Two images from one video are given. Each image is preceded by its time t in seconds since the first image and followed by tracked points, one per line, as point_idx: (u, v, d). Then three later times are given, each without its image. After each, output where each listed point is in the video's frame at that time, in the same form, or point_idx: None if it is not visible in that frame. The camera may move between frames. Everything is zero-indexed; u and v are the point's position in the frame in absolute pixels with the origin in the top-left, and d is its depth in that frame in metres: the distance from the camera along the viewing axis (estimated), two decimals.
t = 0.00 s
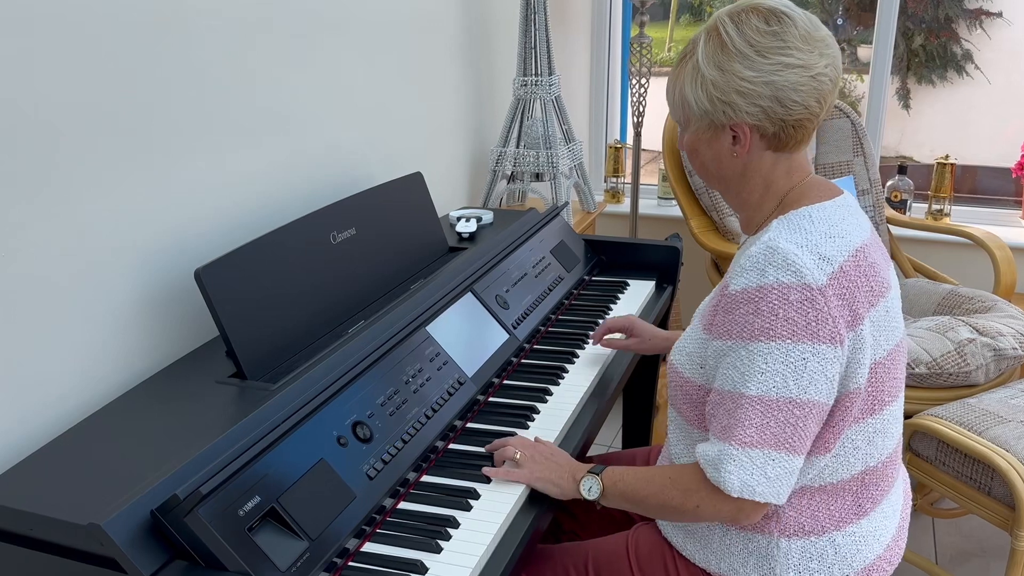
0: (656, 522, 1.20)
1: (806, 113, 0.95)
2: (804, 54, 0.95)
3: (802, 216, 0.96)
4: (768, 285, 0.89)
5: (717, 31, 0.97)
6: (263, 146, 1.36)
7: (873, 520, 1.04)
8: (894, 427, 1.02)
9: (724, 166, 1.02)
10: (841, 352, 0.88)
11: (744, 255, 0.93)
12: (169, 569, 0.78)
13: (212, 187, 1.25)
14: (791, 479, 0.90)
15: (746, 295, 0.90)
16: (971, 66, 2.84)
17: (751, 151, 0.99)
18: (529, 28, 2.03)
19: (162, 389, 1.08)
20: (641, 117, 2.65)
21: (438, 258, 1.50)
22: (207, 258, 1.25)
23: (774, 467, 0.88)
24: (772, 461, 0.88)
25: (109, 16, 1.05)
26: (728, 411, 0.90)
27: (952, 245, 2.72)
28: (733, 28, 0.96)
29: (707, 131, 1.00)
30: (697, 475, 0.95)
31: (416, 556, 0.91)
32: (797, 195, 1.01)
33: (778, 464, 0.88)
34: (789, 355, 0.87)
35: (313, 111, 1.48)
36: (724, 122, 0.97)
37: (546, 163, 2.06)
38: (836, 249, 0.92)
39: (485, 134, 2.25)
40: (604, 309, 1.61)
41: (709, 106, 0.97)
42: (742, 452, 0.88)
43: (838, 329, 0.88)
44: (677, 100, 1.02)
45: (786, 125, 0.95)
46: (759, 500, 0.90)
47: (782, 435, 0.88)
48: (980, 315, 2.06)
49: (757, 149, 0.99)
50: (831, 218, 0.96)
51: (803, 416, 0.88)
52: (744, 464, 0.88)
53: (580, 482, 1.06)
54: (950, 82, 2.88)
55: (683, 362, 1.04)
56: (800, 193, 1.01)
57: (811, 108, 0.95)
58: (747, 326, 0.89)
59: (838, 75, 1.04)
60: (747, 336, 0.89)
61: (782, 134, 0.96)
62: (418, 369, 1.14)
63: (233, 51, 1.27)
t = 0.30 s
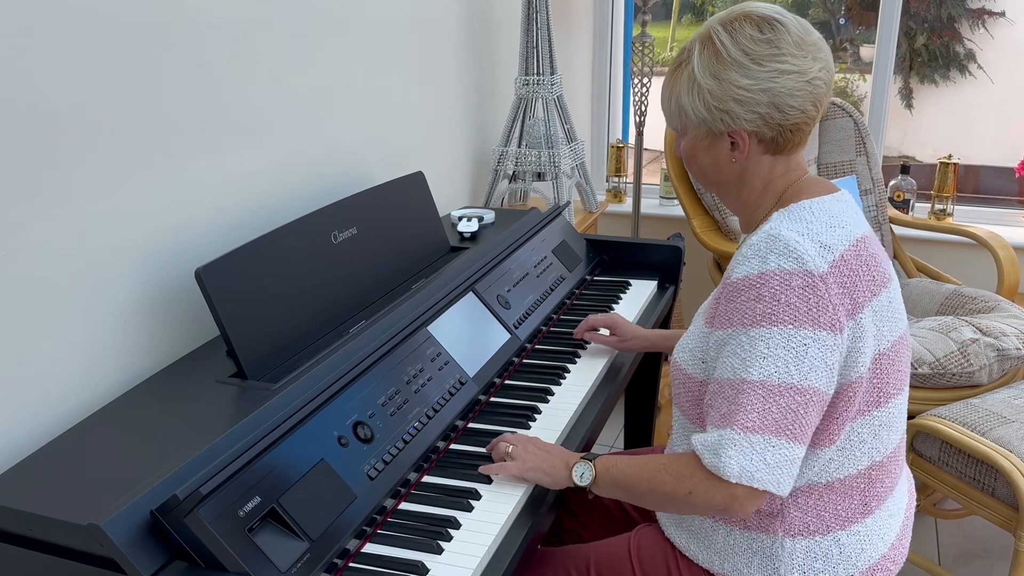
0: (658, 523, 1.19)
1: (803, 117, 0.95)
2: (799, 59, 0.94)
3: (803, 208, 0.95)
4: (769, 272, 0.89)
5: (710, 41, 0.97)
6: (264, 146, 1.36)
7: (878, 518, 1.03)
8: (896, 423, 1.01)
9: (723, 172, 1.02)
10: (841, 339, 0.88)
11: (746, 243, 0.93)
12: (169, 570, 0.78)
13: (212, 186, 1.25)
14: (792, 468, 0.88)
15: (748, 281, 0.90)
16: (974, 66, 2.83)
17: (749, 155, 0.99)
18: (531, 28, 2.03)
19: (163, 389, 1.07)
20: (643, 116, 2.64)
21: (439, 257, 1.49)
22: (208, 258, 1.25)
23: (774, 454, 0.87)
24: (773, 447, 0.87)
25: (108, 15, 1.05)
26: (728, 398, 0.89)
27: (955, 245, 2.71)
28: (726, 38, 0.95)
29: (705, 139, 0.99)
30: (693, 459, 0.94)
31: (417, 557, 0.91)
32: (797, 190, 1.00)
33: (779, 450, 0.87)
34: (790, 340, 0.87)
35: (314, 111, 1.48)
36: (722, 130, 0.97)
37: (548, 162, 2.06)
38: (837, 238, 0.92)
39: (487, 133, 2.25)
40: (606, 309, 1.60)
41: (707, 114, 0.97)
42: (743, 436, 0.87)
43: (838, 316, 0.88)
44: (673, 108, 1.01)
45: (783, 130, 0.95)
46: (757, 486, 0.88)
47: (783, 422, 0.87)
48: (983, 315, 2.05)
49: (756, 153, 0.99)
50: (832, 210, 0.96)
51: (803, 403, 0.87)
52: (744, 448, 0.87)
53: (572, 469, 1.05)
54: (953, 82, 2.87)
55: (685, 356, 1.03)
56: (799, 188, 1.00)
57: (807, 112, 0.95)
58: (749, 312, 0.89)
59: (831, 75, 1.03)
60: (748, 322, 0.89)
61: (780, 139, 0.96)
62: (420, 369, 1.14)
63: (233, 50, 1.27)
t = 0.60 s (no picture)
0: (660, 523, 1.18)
1: (803, 113, 0.95)
2: (798, 56, 0.94)
3: (804, 195, 0.95)
4: (768, 253, 0.89)
5: (710, 40, 0.96)
6: (264, 145, 1.36)
7: (877, 509, 1.03)
8: (896, 413, 1.01)
9: (724, 167, 1.01)
10: (838, 321, 0.88)
11: (748, 227, 0.94)
12: (168, 569, 0.78)
13: (212, 186, 1.25)
14: (788, 447, 0.87)
15: (747, 263, 0.90)
16: (976, 65, 2.82)
17: (750, 152, 0.99)
18: (532, 26, 2.02)
19: (163, 389, 1.07)
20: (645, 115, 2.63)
21: (440, 256, 1.49)
22: (208, 257, 1.25)
23: (770, 433, 0.86)
24: (769, 427, 0.86)
25: (108, 15, 1.05)
26: (726, 378, 0.89)
27: (957, 244, 2.71)
28: (726, 37, 0.94)
29: (707, 137, 0.99)
30: (692, 443, 0.93)
31: (418, 557, 0.90)
32: (797, 181, 0.99)
33: (774, 430, 0.86)
34: (787, 320, 0.86)
35: (315, 110, 1.48)
36: (723, 128, 0.96)
37: (550, 161, 2.05)
38: (836, 224, 0.92)
39: (488, 132, 2.24)
40: (608, 308, 1.60)
41: (708, 113, 0.96)
42: (740, 414, 0.86)
43: (835, 298, 0.88)
44: (673, 107, 1.01)
45: (784, 126, 0.95)
46: (753, 465, 0.87)
47: (780, 401, 0.86)
48: (986, 314, 2.04)
49: (757, 149, 0.98)
50: (831, 198, 0.95)
51: (799, 383, 0.87)
52: (740, 426, 0.86)
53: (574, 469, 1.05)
54: (955, 81, 2.86)
55: (685, 344, 1.03)
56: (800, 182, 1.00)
57: (807, 108, 0.95)
58: (747, 292, 0.89)
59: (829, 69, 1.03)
60: (746, 302, 0.89)
61: (780, 134, 0.96)
62: (421, 368, 1.14)
63: (233, 49, 1.26)
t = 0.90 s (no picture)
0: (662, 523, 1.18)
1: (803, 112, 0.95)
2: (795, 56, 0.94)
3: (806, 185, 0.95)
4: (770, 240, 0.89)
5: (707, 43, 0.95)
6: (265, 144, 1.35)
7: (879, 502, 1.02)
8: (898, 406, 1.01)
9: (725, 168, 1.01)
10: (839, 308, 0.88)
11: (749, 215, 0.93)
12: (168, 569, 0.77)
13: (212, 185, 1.25)
14: (789, 433, 0.87)
15: (749, 251, 0.90)
16: (978, 65, 2.82)
17: (751, 152, 0.98)
18: (534, 26, 2.02)
19: (163, 388, 1.07)
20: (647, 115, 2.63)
21: (441, 256, 1.49)
22: (209, 257, 1.24)
23: (772, 417, 0.85)
24: (770, 411, 0.85)
25: (108, 14, 1.04)
26: (727, 364, 0.88)
27: (959, 245, 2.70)
28: (723, 39, 0.94)
29: (707, 138, 0.99)
30: (694, 429, 0.93)
31: (419, 558, 0.90)
32: (797, 177, 0.99)
33: (776, 414, 0.85)
34: (789, 305, 0.86)
35: (316, 109, 1.47)
36: (724, 129, 0.96)
37: (551, 161, 2.05)
38: (837, 212, 0.92)
39: (490, 132, 2.24)
40: (609, 308, 1.59)
41: (708, 115, 0.96)
42: (741, 397, 0.86)
43: (835, 285, 0.87)
44: (673, 110, 1.00)
45: (784, 125, 0.95)
46: (756, 450, 0.86)
47: (781, 385, 0.86)
48: (988, 314, 2.04)
49: (757, 149, 0.98)
50: (832, 188, 0.95)
51: (801, 367, 0.86)
52: (742, 410, 0.85)
53: (575, 465, 1.06)
54: (957, 81, 2.86)
55: (688, 337, 1.03)
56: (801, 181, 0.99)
57: (806, 106, 0.95)
58: (749, 279, 0.88)
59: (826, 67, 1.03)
60: (748, 289, 0.88)
61: (781, 133, 0.96)
62: (422, 368, 1.13)
63: (234, 48, 1.26)
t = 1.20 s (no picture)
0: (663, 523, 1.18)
1: (802, 107, 0.94)
2: (792, 51, 0.93)
3: (804, 185, 0.94)
4: (768, 239, 0.88)
5: (705, 40, 0.95)
6: (265, 143, 1.35)
7: (881, 501, 1.02)
8: (899, 404, 1.00)
9: (725, 166, 1.00)
10: (838, 306, 0.88)
11: (748, 215, 0.93)
12: (167, 569, 0.77)
13: (212, 185, 1.24)
14: (790, 432, 0.86)
15: (747, 250, 0.89)
16: (980, 65, 2.81)
17: (750, 149, 0.98)
18: (535, 25, 2.01)
19: (163, 387, 1.07)
20: (648, 114, 2.62)
21: (442, 256, 1.48)
22: (209, 256, 1.24)
23: (773, 417, 0.85)
24: (771, 411, 0.85)
25: (108, 13, 1.04)
26: (727, 363, 0.88)
27: (961, 245, 2.70)
28: (721, 36, 0.94)
29: (707, 136, 0.98)
30: (695, 432, 0.93)
31: (419, 558, 0.90)
32: (796, 175, 0.98)
33: (777, 414, 0.85)
34: (788, 304, 0.85)
35: (316, 109, 1.47)
36: (723, 127, 0.96)
37: (552, 160, 2.05)
38: (836, 211, 0.91)
39: (490, 131, 2.24)
40: (610, 307, 1.59)
41: (707, 113, 0.95)
42: (741, 397, 0.85)
43: (835, 283, 0.87)
44: (672, 108, 1.00)
45: (784, 121, 0.94)
46: (757, 450, 0.86)
47: (782, 384, 0.85)
48: (991, 314, 2.03)
49: (757, 146, 0.98)
50: (830, 186, 0.95)
51: (801, 366, 0.86)
52: (743, 410, 0.85)
53: (576, 467, 1.05)
54: (958, 81, 2.85)
55: (689, 337, 1.02)
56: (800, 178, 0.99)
57: (805, 102, 0.94)
58: (747, 278, 0.88)
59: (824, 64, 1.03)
60: (747, 288, 0.88)
61: (780, 130, 0.95)
62: (422, 367, 1.13)
63: (234, 48, 1.26)
